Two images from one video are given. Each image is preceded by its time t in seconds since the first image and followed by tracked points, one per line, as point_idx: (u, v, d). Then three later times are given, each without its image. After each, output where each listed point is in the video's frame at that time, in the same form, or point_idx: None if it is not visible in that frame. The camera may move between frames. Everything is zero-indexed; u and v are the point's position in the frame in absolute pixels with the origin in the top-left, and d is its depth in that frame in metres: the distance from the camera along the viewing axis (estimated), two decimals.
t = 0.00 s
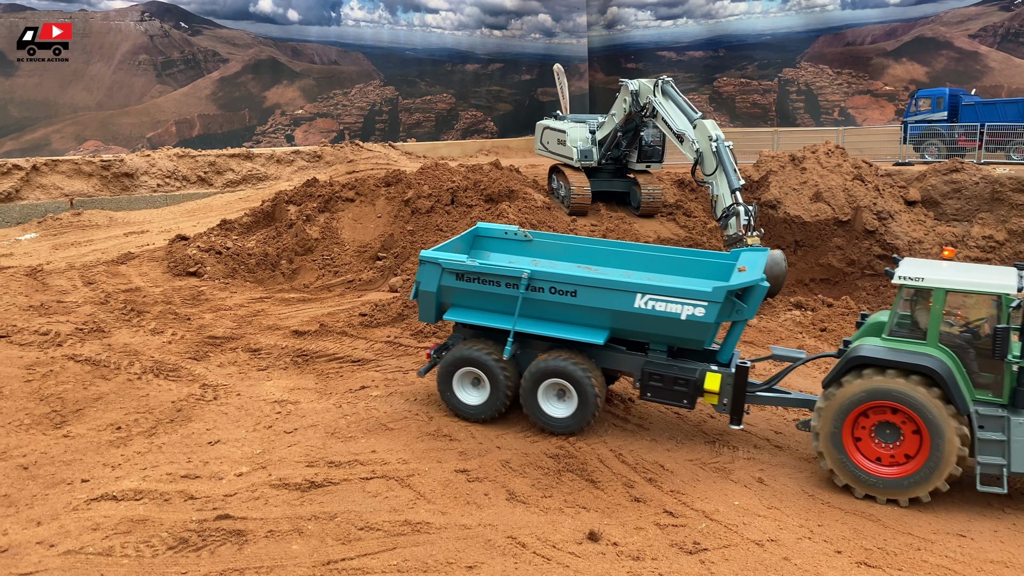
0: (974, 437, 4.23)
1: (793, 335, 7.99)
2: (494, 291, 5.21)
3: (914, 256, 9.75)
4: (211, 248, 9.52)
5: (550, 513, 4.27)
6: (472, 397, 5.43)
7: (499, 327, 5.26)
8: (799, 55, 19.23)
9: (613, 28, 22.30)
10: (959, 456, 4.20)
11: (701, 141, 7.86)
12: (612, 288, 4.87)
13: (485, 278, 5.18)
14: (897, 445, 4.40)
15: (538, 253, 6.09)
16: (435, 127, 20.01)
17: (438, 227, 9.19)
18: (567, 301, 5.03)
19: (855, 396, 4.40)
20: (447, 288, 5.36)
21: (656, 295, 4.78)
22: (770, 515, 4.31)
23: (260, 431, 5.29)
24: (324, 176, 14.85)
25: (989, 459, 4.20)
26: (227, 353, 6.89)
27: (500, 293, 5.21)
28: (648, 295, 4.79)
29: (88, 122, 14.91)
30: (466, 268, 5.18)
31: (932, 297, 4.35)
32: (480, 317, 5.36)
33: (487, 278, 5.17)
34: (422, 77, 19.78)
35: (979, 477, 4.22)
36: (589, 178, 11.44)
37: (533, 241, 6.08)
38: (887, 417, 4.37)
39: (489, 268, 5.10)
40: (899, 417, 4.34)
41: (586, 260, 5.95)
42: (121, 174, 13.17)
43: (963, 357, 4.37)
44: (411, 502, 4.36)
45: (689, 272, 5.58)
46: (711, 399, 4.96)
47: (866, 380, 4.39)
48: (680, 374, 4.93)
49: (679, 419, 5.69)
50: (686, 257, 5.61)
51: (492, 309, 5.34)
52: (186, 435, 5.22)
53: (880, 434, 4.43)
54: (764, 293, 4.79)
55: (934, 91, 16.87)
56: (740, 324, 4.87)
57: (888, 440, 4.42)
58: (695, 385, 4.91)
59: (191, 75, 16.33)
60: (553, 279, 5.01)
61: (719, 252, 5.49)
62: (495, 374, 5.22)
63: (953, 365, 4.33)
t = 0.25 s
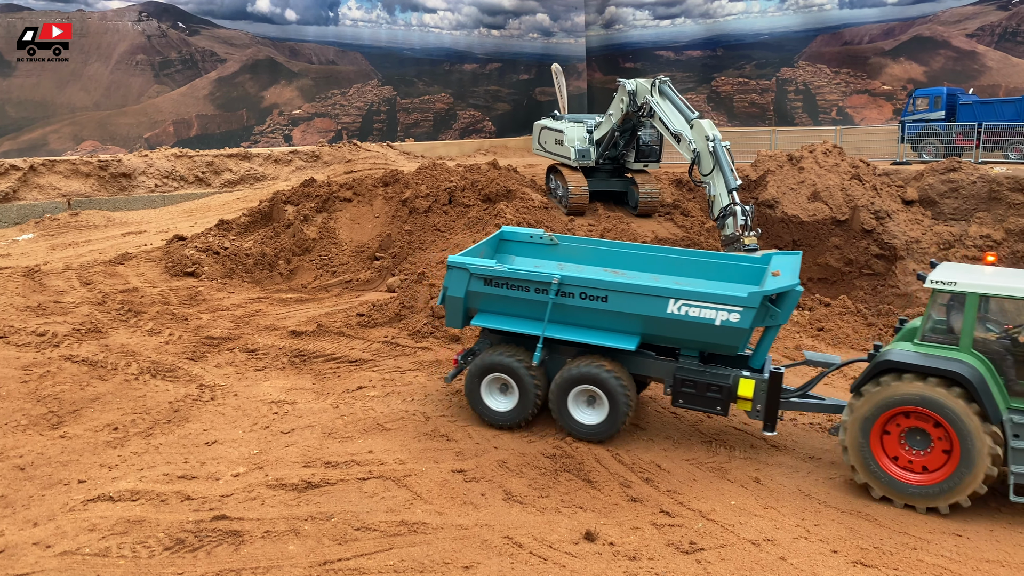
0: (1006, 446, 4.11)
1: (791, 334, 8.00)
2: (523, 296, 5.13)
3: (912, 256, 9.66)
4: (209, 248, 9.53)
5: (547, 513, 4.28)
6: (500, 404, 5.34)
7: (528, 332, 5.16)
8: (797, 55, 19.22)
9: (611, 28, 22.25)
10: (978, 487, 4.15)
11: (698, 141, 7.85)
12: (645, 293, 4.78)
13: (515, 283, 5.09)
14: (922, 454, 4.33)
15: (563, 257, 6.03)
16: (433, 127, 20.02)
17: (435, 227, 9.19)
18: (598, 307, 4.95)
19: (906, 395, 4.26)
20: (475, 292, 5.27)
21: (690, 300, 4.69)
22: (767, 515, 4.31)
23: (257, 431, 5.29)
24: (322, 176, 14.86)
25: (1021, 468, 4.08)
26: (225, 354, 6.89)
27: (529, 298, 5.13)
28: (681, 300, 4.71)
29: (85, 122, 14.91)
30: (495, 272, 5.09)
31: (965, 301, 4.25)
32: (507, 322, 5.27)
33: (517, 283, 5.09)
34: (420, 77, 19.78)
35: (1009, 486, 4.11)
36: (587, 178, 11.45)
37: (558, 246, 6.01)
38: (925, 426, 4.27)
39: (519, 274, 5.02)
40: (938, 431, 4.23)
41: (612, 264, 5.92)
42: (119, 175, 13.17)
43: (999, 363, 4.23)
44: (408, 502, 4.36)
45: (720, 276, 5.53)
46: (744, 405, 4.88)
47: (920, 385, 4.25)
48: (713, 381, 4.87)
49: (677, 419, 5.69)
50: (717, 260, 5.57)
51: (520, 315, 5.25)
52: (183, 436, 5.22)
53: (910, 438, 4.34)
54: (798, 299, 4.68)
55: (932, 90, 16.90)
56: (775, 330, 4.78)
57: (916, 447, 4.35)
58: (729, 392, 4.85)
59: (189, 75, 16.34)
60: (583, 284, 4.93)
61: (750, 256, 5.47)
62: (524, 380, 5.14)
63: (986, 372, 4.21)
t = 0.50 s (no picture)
0: None
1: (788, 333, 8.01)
2: (549, 297, 5.11)
3: (909, 254, 9.72)
4: (206, 248, 9.53)
5: (544, 512, 4.28)
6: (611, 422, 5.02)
7: (554, 333, 5.14)
8: (795, 54, 19.22)
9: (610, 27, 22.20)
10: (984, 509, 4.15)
11: (696, 140, 7.84)
12: (675, 294, 4.75)
13: (541, 283, 5.08)
14: (942, 461, 4.28)
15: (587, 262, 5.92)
16: (432, 126, 20.04)
17: (433, 226, 9.19)
18: (625, 308, 4.92)
19: (957, 404, 4.13)
20: (501, 293, 5.26)
21: (719, 301, 4.65)
22: (764, 513, 4.31)
23: (254, 431, 5.29)
24: (320, 175, 14.86)
25: None
26: (222, 353, 6.88)
27: (555, 299, 5.10)
28: (710, 301, 4.67)
29: (83, 121, 14.89)
30: (521, 272, 5.08)
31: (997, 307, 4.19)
32: (533, 323, 5.25)
33: (543, 284, 5.07)
34: (418, 76, 19.78)
35: None
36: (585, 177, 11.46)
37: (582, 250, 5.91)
38: (961, 439, 4.18)
39: (545, 274, 5.00)
40: (970, 447, 4.16)
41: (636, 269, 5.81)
42: (117, 174, 13.15)
43: None
44: (405, 501, 4.36)
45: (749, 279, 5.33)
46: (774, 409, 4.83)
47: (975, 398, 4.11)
48: (742, 384, 4.83)
49: (674, 418, 5.69)
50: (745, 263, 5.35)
51: (546, 316, 5.22)
52: (180, 435, 5.22)
53: (938, 440, 4.26)
54: (828, 300, 4.63)
55: (930, 89, 16.94)
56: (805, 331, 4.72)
57: (939, 453, 4.28)
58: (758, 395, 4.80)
59: (187, 74, 16.33)
60: (611, 284, 4.90)
61: (780, 260, 5.31)
62: (552, 380, 5.10)
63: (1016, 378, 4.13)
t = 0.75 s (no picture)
0: None
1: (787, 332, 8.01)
2: (578, 299, 5.01)
3: (908, 252, 9.73)
4: (205, 247, 9.54)
5: (542, 510, 4.27)
6: (640, 429, 4.93)
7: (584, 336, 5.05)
8: (794, 52, 19.20)
9: (608, 26, 22.21)
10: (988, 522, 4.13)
11: (695, 138, 7.83)
12: (706, 295, 4.59)
13: (570, 286, 4.98)
14: (969, 463, 4.18)
15: (617, 264, 5.89)
16: (430, 125, 20.05)
17: (432, 225, 9.19)
18: (656, 309, 4.78)
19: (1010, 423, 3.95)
20: (530, 296, 5.18)
21: (753, 301, 4.49)
22: (762, 511, 4.31)
23: (252, 429, 5.29)
24: (319, 174, 14.86)
25: None
26: (220, 352, 6.88)
27: (584, 301, 5.00)
28: (743, 302, 4.51)
29: (81, 120, 14.89)
30: (550, 275, 5.00)
31: None
32: (562, 326, 5.17)
33: (572, 286, 4.97)
34: (417, 75, 19.77)
35: None
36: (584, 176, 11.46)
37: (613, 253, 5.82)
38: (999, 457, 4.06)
39: (574, 276, 4.90)
40: (1004, 464, 4.05)
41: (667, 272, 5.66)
42: (116, 173, 13.16)
43: None
44: (403, 499, 4.35)
45: (782, 282, 5.32)
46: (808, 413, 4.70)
47: None
48: (776, 386, 4.65)
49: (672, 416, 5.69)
50: (778, 267, 5.37)
51: (575, 319, 5.13)
52: (178, 434, 5.21)
53: (974, 445, 4.14)
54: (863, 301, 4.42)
55: (929, 88, 16.94)
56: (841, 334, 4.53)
57: (970, 455, 4.17)
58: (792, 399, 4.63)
59: (185, 73, 16.32)
60: (640, 285, 4.76)
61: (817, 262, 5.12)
62: (580, 384, 5.01)
63: None
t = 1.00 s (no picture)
0: None
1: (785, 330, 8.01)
2: (601, 301, 4.99)
3: (907, 251, 9.74)
4: (203, 245, 9.54)
5: (540, 508, 4.27)
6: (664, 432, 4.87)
7: (607, 338, 5.02)
8: (794, 51, 19.16)
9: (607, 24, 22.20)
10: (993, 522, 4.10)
11: (694, 131, 7.82)
12: (732, 294, 4.56)
13: (592, 287, 4.96)
14: (994, 463, 4.10)
15: (642, 266, 5.77)
16: (429, 124, 20.05)
17: (431, 223, 9.19)
18: (680, 310, 4.75)
19: None
20: (551, 298, 5.16)
21: (779, 301, 4.45)
22: (761, 509, 4.31)
23: (251, 428, 5.28)
24: (318, 172, 14.86)
25: None
26: (218, 350, 6.87)
27: (607, 303, 4.99)
28: (769, 302, 4.48)
29: (79, 119, 14.87)
30: (572, 276, 4.98)
31: None
32: (585, 328, 5.14)
33: (595, 288, 4.95)
34: (415, 74, 19.75)
35: None
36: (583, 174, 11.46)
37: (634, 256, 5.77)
38: None
39: (596, 277, 4.89)
40: None
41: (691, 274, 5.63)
42: (114, 172, 13.15)
43: None
44: (401, 497, 4.35)
45: (809, 284, 5.24)
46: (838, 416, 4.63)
47: None
48: (804, 389, 4.59)
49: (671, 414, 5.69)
50: (804, 268, 5.29)
51: (599, 322, 5.10)
52: (176, 432, 5.21)
53: (1007, 449, 4.04)
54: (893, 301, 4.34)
55: (928, 87, 16.95)
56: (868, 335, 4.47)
57: (999, 457, 4.08)
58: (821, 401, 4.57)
59: (184, 72, 16.30)
60: (664, 286, 4.74)
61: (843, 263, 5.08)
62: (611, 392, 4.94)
63: None
